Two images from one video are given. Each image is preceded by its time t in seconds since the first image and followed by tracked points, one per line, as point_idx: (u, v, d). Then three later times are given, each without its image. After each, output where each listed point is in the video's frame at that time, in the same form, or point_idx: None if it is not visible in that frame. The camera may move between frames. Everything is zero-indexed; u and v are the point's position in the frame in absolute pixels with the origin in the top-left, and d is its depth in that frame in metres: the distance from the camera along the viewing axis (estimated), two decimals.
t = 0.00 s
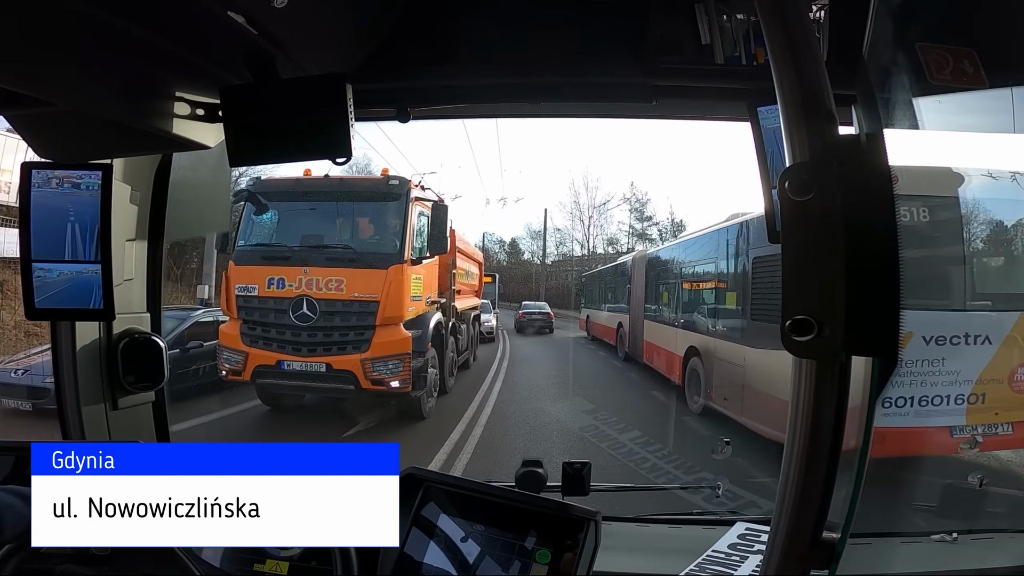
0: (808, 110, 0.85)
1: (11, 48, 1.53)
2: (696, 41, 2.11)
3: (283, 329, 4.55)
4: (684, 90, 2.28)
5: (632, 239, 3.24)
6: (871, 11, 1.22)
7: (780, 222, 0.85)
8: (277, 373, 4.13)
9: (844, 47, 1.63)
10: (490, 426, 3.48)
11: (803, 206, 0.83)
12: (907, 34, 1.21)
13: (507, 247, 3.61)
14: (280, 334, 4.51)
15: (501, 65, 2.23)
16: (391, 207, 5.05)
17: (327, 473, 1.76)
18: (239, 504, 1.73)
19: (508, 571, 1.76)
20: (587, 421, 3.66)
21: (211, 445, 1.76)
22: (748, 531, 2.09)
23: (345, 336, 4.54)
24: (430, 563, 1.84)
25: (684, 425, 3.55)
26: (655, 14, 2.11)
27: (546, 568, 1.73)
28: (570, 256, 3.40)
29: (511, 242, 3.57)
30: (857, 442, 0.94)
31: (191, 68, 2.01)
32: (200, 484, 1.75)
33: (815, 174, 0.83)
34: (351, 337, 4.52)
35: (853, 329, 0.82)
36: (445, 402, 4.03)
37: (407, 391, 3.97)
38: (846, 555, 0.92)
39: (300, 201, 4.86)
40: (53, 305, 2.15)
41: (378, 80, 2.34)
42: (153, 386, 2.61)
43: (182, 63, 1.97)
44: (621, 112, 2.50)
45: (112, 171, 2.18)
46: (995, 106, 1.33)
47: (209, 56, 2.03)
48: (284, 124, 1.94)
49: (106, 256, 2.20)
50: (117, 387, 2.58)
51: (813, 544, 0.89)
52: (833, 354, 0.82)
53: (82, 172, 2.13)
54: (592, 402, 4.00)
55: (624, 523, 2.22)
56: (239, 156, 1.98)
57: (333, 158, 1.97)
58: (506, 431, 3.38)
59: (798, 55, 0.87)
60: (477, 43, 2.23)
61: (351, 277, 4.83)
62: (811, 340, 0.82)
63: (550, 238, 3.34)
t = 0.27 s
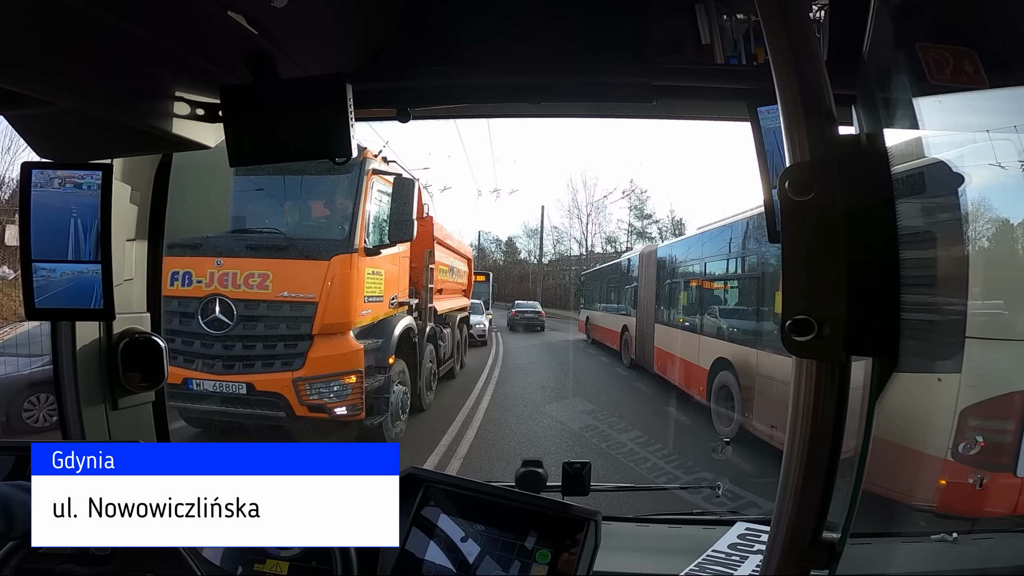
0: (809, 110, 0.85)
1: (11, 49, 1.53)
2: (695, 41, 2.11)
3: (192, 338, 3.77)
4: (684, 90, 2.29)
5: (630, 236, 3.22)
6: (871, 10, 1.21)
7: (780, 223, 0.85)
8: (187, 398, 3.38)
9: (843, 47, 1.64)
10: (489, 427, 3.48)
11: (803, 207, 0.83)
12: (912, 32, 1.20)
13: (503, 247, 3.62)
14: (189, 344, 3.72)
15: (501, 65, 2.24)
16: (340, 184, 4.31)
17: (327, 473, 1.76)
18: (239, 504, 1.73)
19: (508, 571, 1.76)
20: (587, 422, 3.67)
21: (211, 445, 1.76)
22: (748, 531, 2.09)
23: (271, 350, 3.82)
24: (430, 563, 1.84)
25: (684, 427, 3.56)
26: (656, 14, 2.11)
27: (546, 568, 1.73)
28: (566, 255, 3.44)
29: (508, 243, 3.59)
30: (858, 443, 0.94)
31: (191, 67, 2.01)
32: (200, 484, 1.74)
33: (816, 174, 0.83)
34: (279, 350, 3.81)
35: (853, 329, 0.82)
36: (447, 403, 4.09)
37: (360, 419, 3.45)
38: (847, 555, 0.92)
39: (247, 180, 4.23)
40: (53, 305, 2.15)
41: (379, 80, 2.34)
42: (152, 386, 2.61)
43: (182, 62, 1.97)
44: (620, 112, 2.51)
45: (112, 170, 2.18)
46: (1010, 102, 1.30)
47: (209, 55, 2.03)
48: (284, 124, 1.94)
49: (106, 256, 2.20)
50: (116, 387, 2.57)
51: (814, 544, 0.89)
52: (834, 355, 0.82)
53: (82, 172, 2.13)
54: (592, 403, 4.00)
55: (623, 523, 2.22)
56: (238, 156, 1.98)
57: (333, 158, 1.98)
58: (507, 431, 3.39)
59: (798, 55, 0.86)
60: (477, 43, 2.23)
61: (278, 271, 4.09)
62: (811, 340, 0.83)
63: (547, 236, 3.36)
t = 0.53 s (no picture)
0: (809, 110, 0.85)
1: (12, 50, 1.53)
2: (695, 41, 2.11)
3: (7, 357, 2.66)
4: (685, 89, 2.30)
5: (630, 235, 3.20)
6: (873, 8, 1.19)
7: (780, 223, 0.85)
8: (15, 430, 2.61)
9: (843, 46, 1.64)
10: (489, 428, 3.48)
11: (803, 207, 0.83)
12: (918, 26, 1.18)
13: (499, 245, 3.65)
14: None
15: (501, 64, 2.24)
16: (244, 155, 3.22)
17: (327, 473, 1.76)
18: (239, 504, 1.73)
19: (509, 571, 1.76)
20: (587, 421, 3.67)
21: (210, 445, 1.76)
22: (748, 531, 2.09)
23: (37, 368, 2.60)
24: (430, 563, 1.83)
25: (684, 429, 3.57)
26: (656, 15, 2.10)
27: (546, 568, 1.73)
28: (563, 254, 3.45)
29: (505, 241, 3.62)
30: (858, 443, 0.94)
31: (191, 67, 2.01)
32: (200, 484, 1.74)
33: (815, 174, 0.83)
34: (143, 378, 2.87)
35: (852, 330, 0.82)
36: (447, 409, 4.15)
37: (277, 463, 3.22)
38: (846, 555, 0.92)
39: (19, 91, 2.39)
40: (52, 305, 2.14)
41: (379, 80, 2.34)
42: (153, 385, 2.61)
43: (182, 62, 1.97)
44: (620, 112, 2.51)
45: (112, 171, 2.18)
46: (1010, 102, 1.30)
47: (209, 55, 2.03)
48: (284, 124, 1.94)
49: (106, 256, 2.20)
50: (116, 387, 2.57)
51: (813, 543, 0.90)
52: (835, 355, 0.82)
53: (82, 172, 2.12)
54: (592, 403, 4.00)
55: (623, 523, 2.22)
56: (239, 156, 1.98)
57: (333, 158, 1.98)
58: (506, 431, 3.41)
59: (798, 55, 0.86)
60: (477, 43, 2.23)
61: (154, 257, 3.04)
62: (811, 340, 0.83)
63: (544, 236, 3.39)
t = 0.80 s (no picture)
0: (809, 109, 0.85)
1: (12, 49, 1.53)
2: (695, 40, 2.12)
3: None
4: (685, 89, 2.30)
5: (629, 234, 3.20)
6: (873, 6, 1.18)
7: (780, 223, 0.85)
8: None
9: (844, 46, 1.64)
10: (489, 428, 3.48)
11: (803, 206, 0.83)
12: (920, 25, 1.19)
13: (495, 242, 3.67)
14: None
15: (501, 64, 2.24)
16: None
17: (327, 472, 1.76)
18: (239, 504, 1.73)
19: (509, 571, 1.75)
20: (588, 421, 3.68)
21: (210, 444, 1.76)
22: (748, 531, 2.09)
23: None
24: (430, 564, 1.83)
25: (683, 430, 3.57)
26: (655, 15, 2.10)
27: (546, 568, 1.73)
28: (561, 254, 3.47)
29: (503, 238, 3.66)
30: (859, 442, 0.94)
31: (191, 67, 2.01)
32: (200, 484, 1.74)
33: (815, 174, 0.83)
34: None
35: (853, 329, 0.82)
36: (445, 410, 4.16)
37: None
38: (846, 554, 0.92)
39: None
40: (53, 305, 2.14)
41: (380, 80, 2.35)
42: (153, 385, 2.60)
43: (182, 62, 1.97)
44: (621, 112, 2.51)
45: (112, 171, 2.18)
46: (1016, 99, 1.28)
47: (209, 55, 2.03)
48: (285, 124, 1.94)
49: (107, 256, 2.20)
50: (116, 387, 2.57)
51: (812, 542, 0.89)
52: (835, 355, 0.82)
53: (82, 172, 2.12)
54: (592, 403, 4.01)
55: (623, 523, 2.22)
56: (239, 156, 1.98)
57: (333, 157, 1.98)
58: (506, 431, 3.41)
59: (798, 53, 0.86)
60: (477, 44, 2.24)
61: None
62: (811, 340, 0.83)
63: (540, 234, 3.40)
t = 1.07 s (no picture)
0: (809, 109, 0.84)
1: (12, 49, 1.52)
2: (695, 40, 2.13)
3: None
4: (685, 89, 2.32)
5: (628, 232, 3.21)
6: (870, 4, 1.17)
7: (780, 223, 0.85)
8: None
9: (843, 46, 1.64)
10: (488, 430, 3.49)
11: (803, 206, 0.83)
12: (923, 25, 1.18)
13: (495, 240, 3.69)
14: None
15: (502, 64, 2.25)
16: None
17: (327, 473, 1.76)
18: (239, 504, 1.73)
19: (509, 571, 1.76)
20: (588, 422, 3.68)
21: (210, 445, 1.76)
22: (748, 531, 2.09)
23: None
24: (430, 564, 1.83)
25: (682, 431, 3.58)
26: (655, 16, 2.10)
27: (547, 568, 1.73)
28: (559, 253, 3.48)
29: (502, 237, 3.68)
30: (859, 441, 0.94)
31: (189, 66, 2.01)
32: (200, 485, 1.74)
33: (815, 174, 0.83)
34: None
35: (852, 329, 0.82)
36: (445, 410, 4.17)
37: None
38: (846, 554, 0.92)
39: None
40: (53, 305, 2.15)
41: (379, 81, 2.36)
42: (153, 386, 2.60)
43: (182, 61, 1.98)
44: (621, 112, 2.52)
45: (113, 171, 2.18)
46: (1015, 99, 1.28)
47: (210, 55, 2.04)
48: (285, 124, 1.94)
49: (107, 256, 2.20)
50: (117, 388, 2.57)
51: (812, 543, 0.89)
52: (835, 356, 0.82)
53: (83, 172, 2.13)
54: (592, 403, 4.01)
55: (623, 523, 2.22)
56: (239, 156, 1.98)
57: (334, 158, 1.97)
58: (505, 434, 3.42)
59: (797, 52, 0.86)
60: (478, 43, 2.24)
61: None
62: (811, 341, 0.82)
63: (539, 233, 3.41)
